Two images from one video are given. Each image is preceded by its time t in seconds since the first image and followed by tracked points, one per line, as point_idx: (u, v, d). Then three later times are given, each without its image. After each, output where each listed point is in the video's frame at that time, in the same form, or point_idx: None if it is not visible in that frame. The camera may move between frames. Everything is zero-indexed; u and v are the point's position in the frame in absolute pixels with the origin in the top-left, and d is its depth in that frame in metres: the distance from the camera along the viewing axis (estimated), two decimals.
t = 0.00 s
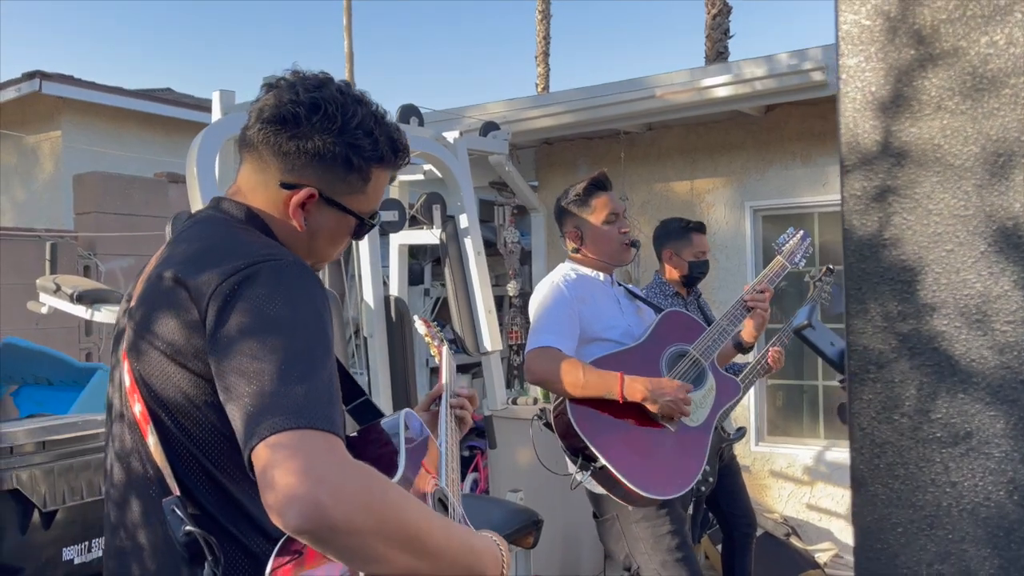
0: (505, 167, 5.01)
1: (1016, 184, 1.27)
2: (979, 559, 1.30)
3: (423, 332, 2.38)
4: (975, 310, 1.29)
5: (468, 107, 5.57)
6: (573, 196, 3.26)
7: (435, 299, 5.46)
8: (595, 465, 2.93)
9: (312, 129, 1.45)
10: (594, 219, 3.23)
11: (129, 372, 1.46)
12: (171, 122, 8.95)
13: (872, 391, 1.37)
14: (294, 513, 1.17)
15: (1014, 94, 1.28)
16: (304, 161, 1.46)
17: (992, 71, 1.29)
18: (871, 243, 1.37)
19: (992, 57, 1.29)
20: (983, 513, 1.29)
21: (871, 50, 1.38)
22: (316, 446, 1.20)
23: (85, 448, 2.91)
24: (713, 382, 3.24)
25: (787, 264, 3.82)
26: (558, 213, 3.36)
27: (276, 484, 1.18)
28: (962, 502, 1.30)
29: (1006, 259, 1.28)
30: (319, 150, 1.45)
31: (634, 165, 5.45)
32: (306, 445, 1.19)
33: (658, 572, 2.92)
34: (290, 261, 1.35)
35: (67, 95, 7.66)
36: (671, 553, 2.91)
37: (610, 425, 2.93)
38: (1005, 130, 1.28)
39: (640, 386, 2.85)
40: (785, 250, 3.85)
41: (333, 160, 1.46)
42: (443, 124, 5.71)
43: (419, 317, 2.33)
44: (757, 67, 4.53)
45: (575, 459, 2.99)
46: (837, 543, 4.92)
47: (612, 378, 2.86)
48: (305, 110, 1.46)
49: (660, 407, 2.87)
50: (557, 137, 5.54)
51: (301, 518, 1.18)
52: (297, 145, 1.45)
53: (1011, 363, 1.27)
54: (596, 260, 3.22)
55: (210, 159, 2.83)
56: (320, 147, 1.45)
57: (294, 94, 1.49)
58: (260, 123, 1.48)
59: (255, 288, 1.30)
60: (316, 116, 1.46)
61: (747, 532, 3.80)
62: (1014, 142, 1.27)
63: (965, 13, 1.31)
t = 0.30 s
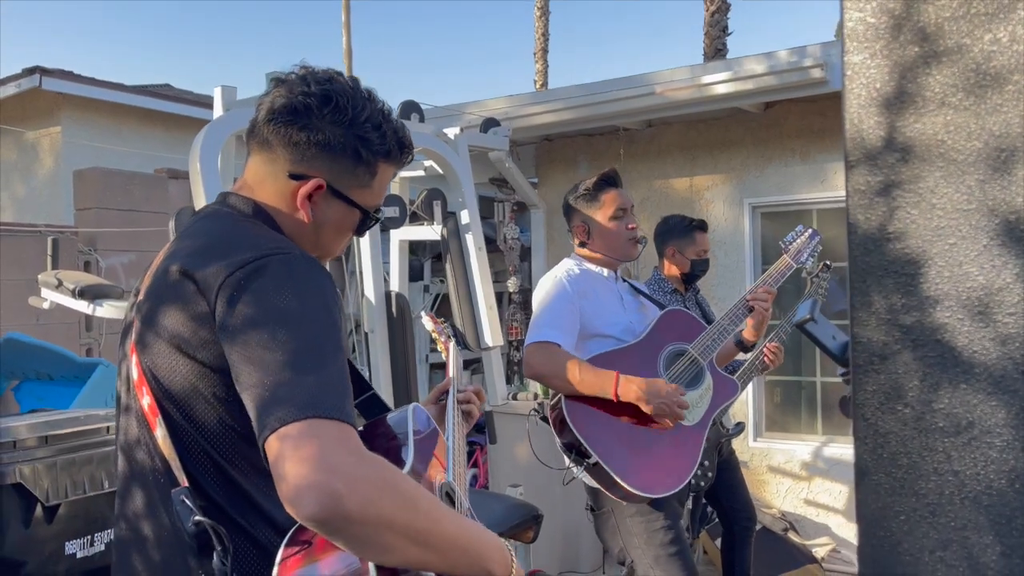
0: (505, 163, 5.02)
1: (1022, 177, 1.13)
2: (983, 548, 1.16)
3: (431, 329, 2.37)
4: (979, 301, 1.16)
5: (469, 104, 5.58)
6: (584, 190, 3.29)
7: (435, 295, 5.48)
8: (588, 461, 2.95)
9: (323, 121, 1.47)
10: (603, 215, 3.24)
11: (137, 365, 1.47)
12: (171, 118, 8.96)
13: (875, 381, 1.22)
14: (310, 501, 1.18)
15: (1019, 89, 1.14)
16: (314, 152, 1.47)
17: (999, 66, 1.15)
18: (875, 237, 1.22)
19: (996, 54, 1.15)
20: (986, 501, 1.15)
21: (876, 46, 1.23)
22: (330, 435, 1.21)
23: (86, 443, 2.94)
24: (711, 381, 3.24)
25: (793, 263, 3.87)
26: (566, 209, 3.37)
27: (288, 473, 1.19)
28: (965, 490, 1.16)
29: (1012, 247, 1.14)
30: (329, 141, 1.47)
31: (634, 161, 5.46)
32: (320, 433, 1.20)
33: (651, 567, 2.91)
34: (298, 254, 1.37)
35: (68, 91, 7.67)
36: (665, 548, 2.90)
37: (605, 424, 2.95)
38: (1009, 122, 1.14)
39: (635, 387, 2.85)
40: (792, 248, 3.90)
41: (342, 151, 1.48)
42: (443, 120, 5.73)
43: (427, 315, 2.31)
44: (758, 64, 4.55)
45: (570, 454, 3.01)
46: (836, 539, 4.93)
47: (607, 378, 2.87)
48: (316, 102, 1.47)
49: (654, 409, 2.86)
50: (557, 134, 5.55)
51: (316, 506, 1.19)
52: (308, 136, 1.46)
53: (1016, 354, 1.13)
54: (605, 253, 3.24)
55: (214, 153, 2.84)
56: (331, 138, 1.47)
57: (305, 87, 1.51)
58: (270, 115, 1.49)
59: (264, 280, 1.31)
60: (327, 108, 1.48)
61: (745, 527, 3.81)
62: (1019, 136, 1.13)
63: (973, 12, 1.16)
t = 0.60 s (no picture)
0: (505, 152, 5.01)
1: None
2: (982, 537, 1.08)
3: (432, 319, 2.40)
4: (982, 292, 1.07)
5: (469, 92, 5.57)
6: (589, 178, 3.28)
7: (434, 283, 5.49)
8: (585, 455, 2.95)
9: (323, 98, 1.48)
10: (603, 206, 3.24)
11: (141, 349, 1.47)
12: (170, 103, 8.94)
13: (877, 372, 1.12)
14: (310, 488, 1.20)
15: None
16: (315, 129, 1.47)
17: (1007, 58, 1.06)
18: (878, 228, 1.11)
19: (1004, 47, 1.06)
20: (985, 492, 1.07)
21: (883, 39, 1.12)
22: (330, 422, 1.22)
23: (85, 427, 2.95)
24: (709, 374, 3.22)
25: (795, 251, 3.87)
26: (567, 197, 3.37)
27: (287, 458, 1.20)
28: (965, 480, 1.08)
29: (1016, 239, 1.06)
30: (330, 118, 1.47)
31: (635, 151, 5.45)
32: (320, 421, 1.21)
33: (648, 558, 2.93)
34: (304, 241, 1.37)
35: (67, 75, 7.64)
36: (661, 540, 2.91)
37: (601, 415, 2.97)
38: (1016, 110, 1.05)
39: (633, 378, 2.88)
40: (795, 236, 3.89)
41: (343, 127, 1.48)
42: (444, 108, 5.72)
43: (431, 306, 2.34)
44: (761, 54, 4.55)
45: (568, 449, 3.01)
46: (831, 530, 4.95)
47: (605, 368, 2.90)
48: (317, 79, 1.48)
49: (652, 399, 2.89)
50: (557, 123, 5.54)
51: (316, 493, 1.20)
52: (309, 113, 1.46)
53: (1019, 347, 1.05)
54: (599, 246, 3.24)
55: (213, 139, 2.83)
56: (331, 114, 1.47)
57: (303, 67, 1.51)
58: (270, 95, 1.49)
59: (269, 266, 1.31)
60: (328, 85, 1.48)
61: (740, 518, 3.84)
62: None
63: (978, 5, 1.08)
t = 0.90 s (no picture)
0: (506, 144, 5.00)
1: None
2: None
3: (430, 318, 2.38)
4: (988, 348, 1.09)
5: (471, 81, 5.54)
6: (586, 168, 3.28)
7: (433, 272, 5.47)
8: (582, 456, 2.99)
9: (324, 103, 1.46)
10: (603, 194, 3.23)
11: (136, 361, 1.47)
12: (170, 85, 8.90)
13: (879, 422, 1.16)
14: (300, 512, 1.20)
15: None
16: (315, 135, 1.45)
17: (1015, 119, 1.08)
18: (885, 278, 1.16)
19: (1014, 105, 1.08)
20: (985, 546, 1.11)
21: (891, 89, 1.16)
22: (321, 443, 1.21)
23: (85, 418, 2.94)
24: (707, 373, 3.23)
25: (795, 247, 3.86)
26: (564, 190, 3.36)
27: (279, 481, 1.20)
28: (965, 533, 1.12)
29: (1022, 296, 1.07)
30: (332, 123, 1.45)
31: (636, 142, 5.44)
32: (310, 443, 1.21)
33: (641, 555, 2.97)
34: (297, 255, 1.36)
35: (66, 57, 7.59)
36: (654, 537, 2.95)
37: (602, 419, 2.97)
38: None
39: (630, 388, 2.87)
40: (797, 231, 3.89)
41: (344, 132, 1.46)
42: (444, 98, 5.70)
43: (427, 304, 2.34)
44: (765, 49, 4.52)
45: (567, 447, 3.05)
46: (826, 524, 4.97)
47: (604, 377, 2.89)
48: (318, 85, 1.47)
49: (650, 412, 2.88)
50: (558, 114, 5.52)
51: (307, 517, 1.20)
52: (310, 117, 1.45)
53: None
54: (597, 241, 3.23)
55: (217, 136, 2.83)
56: (332, 120, 1.45)
57: (303, 75, 1.50)
58: (271, 102, 1.48)
59: (262, 282, 1.30)
60: (329, 91, 1.47)
61: (736, 511, 3.84)
62: None
63: (988, 61, 1.09)
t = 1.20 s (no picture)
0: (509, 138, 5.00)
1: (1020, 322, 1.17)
2: None
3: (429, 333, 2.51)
4: (976, 429, 1.19)
5: (472, 72, 5.52)
6: (579, 173, 3.30)
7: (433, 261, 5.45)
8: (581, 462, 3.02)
9: (331, 135, 1.43)
10: (597, 200, 3.24)
11: (138, 381, 1.45)
12: (168, 67, 8.86)
13: (869, 493, 1.27)
14: (305, 541, 1.15)
15: None
16: (319, 166, 1.42)
17: (1008, 210, 1.18)
18: (877, 351, 1.25)
19: (1006, 196, 1.18)
20: None
21: (889, 167, 1.26)
22: (324, 470, 1.17)
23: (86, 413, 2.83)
24: (705, 381, 3.26)
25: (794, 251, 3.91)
26: (560, 193, 3.38)
27: (283, 512, 1.16)
28: None
29: (1010, 381, 1.17)
30: (335, 155, 1.42)
31: (638, 135, 5.43)
32: (313, 470, 1.17)
33: (639, 555, 2.98)
34: (299, 282, 1.32)
35: (66, 41, 7.55)
36: (653, 537, 2.96)
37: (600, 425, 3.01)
38: (1016, 264, 1.17)
39: (629, 396, 2.90)
40: (795, 236, 3.94)
41: (348, 165, 1.43)
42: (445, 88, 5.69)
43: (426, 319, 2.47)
44: (768, 44, 4.50)
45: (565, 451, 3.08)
46: (820, 517, 5.02)
47: (602, 387, 2.93)
48: (326, 117, 1.43)
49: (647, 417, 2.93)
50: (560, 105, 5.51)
51: (312, 545, 1.15)
52: (314, 148, 1.42)
53: (1008, 486, 1.18)
54: (596, 244, 3.24)
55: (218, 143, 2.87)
56: (336, 152, 1.42)
57: (314, 103, 1.47)
58: (278, 128, 1.45)
59: (266, 311, 1.27)
60: (336, 123, 1.43)
61: (733, 507, 3.85)
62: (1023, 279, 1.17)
63: (983, 148, 1.20)
